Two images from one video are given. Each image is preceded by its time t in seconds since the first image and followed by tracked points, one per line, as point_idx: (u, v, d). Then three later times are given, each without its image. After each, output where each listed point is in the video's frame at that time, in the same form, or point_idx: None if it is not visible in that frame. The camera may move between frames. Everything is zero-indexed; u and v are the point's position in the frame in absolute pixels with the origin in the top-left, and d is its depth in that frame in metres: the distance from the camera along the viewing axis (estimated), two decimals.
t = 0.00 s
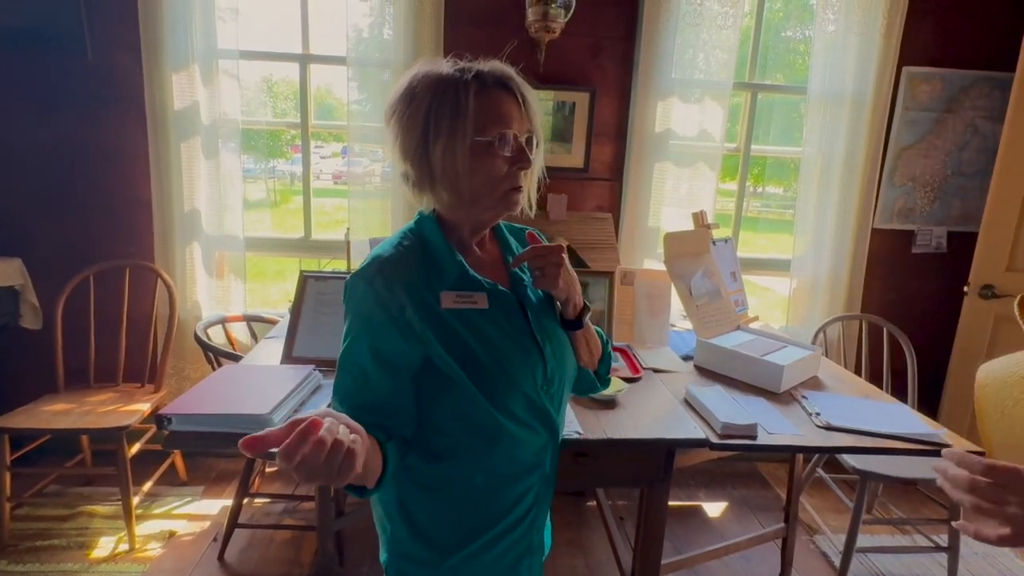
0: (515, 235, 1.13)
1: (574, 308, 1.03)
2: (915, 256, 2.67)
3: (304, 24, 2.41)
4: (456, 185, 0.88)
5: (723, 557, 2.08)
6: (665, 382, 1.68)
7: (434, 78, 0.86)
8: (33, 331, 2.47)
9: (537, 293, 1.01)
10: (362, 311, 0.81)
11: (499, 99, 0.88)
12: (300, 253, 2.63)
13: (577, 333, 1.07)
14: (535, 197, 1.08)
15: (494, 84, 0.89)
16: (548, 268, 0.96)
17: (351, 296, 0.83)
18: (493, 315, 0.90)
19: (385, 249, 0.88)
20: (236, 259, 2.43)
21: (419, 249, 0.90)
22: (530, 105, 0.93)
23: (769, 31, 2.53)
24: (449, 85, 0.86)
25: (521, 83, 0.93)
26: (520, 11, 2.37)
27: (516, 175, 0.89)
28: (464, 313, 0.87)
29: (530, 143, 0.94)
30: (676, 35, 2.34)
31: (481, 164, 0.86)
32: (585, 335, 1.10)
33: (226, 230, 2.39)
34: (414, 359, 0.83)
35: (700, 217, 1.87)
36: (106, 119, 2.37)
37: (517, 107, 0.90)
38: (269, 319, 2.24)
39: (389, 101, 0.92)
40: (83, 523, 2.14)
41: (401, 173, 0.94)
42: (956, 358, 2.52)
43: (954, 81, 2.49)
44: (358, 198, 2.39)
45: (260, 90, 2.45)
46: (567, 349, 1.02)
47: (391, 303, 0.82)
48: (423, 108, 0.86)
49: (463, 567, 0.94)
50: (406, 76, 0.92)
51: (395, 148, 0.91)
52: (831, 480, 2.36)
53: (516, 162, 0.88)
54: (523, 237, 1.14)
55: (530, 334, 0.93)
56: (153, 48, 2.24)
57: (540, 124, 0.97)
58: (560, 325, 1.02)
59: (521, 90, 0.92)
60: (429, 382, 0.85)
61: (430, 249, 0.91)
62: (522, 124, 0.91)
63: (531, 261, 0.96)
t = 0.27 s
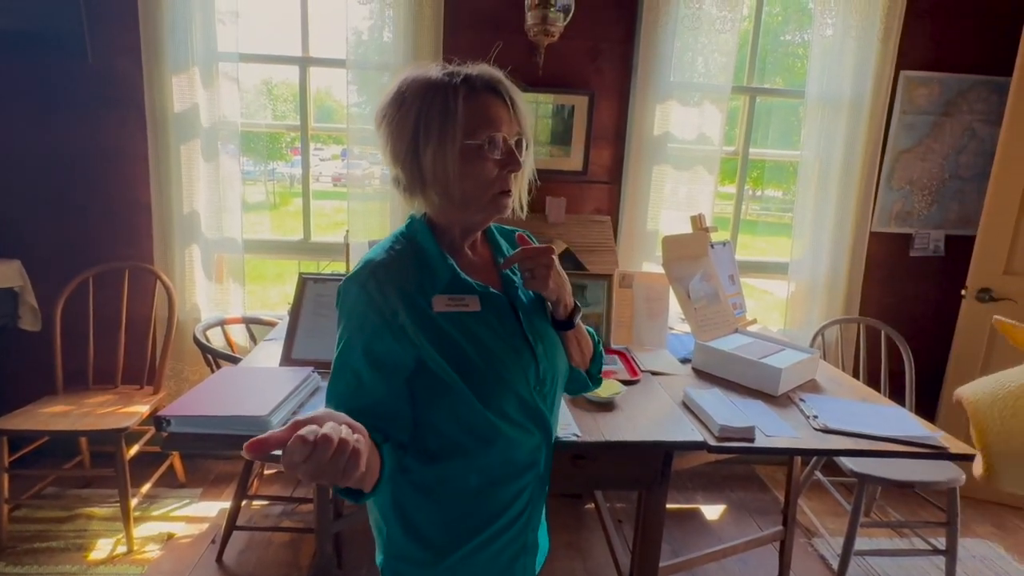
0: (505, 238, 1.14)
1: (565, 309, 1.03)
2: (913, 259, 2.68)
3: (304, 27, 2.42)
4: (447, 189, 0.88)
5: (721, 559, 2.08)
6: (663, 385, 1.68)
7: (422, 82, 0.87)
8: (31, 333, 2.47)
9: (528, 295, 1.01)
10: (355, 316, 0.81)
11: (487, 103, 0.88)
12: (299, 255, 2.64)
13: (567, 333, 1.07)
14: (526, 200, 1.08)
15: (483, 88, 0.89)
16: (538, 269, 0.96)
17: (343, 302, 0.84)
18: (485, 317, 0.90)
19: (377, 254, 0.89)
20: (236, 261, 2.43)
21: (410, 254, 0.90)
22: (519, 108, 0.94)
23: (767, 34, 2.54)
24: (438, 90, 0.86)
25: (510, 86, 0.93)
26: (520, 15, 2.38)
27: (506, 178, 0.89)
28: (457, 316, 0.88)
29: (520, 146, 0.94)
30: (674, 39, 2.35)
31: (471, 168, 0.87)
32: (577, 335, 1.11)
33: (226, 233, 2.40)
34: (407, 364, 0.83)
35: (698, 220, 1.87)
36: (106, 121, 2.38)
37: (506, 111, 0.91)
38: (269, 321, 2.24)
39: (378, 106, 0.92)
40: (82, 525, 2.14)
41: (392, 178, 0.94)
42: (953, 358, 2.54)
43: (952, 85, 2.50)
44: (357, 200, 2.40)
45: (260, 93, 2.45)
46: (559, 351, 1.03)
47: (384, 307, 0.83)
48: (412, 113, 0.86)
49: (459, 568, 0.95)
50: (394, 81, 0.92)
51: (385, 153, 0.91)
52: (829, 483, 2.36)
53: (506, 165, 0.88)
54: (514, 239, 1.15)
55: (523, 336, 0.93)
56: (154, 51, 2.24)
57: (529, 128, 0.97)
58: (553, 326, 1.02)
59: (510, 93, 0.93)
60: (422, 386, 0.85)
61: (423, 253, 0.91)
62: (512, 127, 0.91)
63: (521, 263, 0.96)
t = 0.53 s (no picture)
0: (500, 240, 1.14)
1: (561, 309, 1.04)
2: (910, 263, 2.69)
3: (303, 30, 2.43)
4: (443, 193, 0.89)
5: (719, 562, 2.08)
6: (660, 388, 1.69)
7: (417, 87, 0.87)
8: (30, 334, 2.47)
9: (523, 297, 1.02)
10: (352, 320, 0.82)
11: (482, 107, 0.89)
12: (298, 258, 2.64)
13: (561, 333, 1.08)
14: (520, 202, 1.09)
15: (477, 92, 0.90)
16: (532, 270, 0.97)
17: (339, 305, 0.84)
18: (482, 319, 0.91)
19: (373, 258, 0.89)
20: (235, 264, 2.44)
21: (406, 257, 0.91)
22: (513, 112, 0.95)
23: (765, 38, 2.55)
24: (433, 95, 0.86)
25: (504, 90, 0.94)
26: (519, 19, 2.39)
27: (501, 182, 0.90)
28: (453, 318, 0.88)
29: (514, 149, 0.95)
30: (672, 43, 2.36)
31: (467, 172, 0.88)
32: (571, 335, 1.11)
33: (226, 236, 2.40)
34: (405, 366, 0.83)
35: (695, 223, 1.88)
36: (105, 124, 2.38)
37: (501, 115, 0.92)
38: (267, 323, 2.24)
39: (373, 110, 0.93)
40: (79, 527, 2.14)
41: (387, 182, 0.95)
42: (948, 366, 2.52)
43: (948, 90, 2.51)
44: (356, 203, 2.40)
45: (259, 95, 2.46)
46: (554, 352, 1.04)
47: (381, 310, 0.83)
48: (408, 117, 0.86)
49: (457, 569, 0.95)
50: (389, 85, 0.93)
51: (381, 157, 0.92)
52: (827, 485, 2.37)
53: (501, 169, 0.89)
54: (508, 242, 1.16)
55: (519, 337, 0.94)
56: (153, 54, 2.25)
57: (523, 131, 0.98)
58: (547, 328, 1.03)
59: (504, 97, 0.93)
60: (419, 388, 0.86)
61: (418, 256, 0.92)
62: (506, 131, 0.92)
63: (515, 263, 0.97)
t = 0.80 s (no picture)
0: (499, 243, 1.15)
1: (559, 312, 1.05)
2: (906, 266, 2.70)
3: (302, 33, 2.43)
4: (444, 197, 0.90)
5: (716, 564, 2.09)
6: (657, 390, 1.70)
7: (417, 93, 0.88)
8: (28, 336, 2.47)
9: (522, 300, 1.03)
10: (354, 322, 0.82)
11: (481, 111, 0.90)
12: (296, 260, 2.65)
13: (560, 337, 1.09)
14: (519, 206, 1.10)
15: (476, 97, 0.91)
16: (536, 273, 1.00)
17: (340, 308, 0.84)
18: (482, 322, 0.92)
19: (373, 262, 0.90)
20: (234, 266, 2.44)
21: (407, 261, 0.92)
22: (512, 115, 0.95)
23: (762, 42, 2.56)
24: (433, 100, 0.87)
25: (503, 94, 0.95)
26: (517, 23, 2.40)
27: (502, 185, 0.91)
28: (453, 321, 0.89)
29: (513, 153, 0.96)
30: (670, 47, 2.38)
31: (467, 176, 0.88)
32: (569, 337, 1.12)
33: (225, 239, 2.41)
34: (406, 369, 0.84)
35: (692, 226, 1.90)
36: (104, 127, 2.39)
37: (499, 119, 0.93)
38: (266, 325, 2.24)
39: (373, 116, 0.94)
40: (77, 529, 2.14)
41: (388, 187, 0.96)
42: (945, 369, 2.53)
43: (943, 94, 2.53)
44: (354, 205, 2.41)
45: (258, 98, 2.47)
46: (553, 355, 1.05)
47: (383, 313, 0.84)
48: (408, 123, 0.87)
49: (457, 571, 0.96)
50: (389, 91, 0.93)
51: (381, 162, 0.93)
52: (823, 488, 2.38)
53: (501, 172, 0.90)
54: (508, 245, 1.16)
55: (519, 339, 0.95)
56: (152, 56, 2.26)
57: (522, 134, 0.99)
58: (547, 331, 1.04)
59: (503, 102, 0.94)
60: (420, 390, 0.87)
61: (419, 260, 0.93)
62: (505, 135, 0.93)
63: (519, 266, 0.99)
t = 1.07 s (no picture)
0: (500, 246, 1.16)
1: (560, 314, 1.05)
2: (901, 268, 2.71)
3: (300, 34, 2.44)
4: (449, 196, 0.90)
5: (712, 565, 2.09)
6: (653, 391, 1.70)
7: (422, 93, 0.89)
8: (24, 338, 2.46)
9: (524, 301, 1.03)
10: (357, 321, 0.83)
11: (485, 111, 0.91)
12: (294, 262, 2.65)
13: (561, 339, 1.09)
14: (521, 208, 1.10)
15: (480, 97, 0.91)
16: (535, 275, 1.01)
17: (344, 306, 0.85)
18: (483, 322, 0.92)
19: (377, 260, 0.90)
20: (231, 268, 2.44)
21: (409, 260, 0.92)
22: (515, 115, 0.96)
23: (759, 45, 2.57)
24: (437, 100, 0.88)
25: (505, 95, 0.96)
26: (514, 25, 2.41)
27: (506, 184, 0.92)
28: (455, 321, 0.90)
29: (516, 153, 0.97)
30: (667, 49, 2.39)
31: (472, 175, 0.89)
32: (569, 340, 1.12)
33: (222, 240, 2.41)
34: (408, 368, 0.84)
35: (689, 228, 1.90)
36: (101, 128, 2.38)
37: (503, 118, 0.93)
38: (263, 326, 2.24)
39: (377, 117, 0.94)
40: (73, 531, 2.13)
41: (392, 188, 0.96)
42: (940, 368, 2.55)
43: (938, 97, 2.54)
44: (351, 207, 2.42)
45: (255, 99, 2.47)
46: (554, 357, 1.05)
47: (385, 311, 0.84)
48: (413, 123, 0.88)
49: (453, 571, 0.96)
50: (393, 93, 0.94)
51: (387, 163, 0.93)
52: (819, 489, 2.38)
53: (505, 170, 0.91)
54: (510, 248, 1.16)
55: (519, 341, 0.95)
56: (150, 57, 2.26)
57: (525, 134, 1.00)
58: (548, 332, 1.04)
59: (506, 103, 0.95)
60: (421, 389, 0.87)
61: (421, 259, 0.93)
62: (509, 135, 0.94)
63: (519, 268, 1.01)
